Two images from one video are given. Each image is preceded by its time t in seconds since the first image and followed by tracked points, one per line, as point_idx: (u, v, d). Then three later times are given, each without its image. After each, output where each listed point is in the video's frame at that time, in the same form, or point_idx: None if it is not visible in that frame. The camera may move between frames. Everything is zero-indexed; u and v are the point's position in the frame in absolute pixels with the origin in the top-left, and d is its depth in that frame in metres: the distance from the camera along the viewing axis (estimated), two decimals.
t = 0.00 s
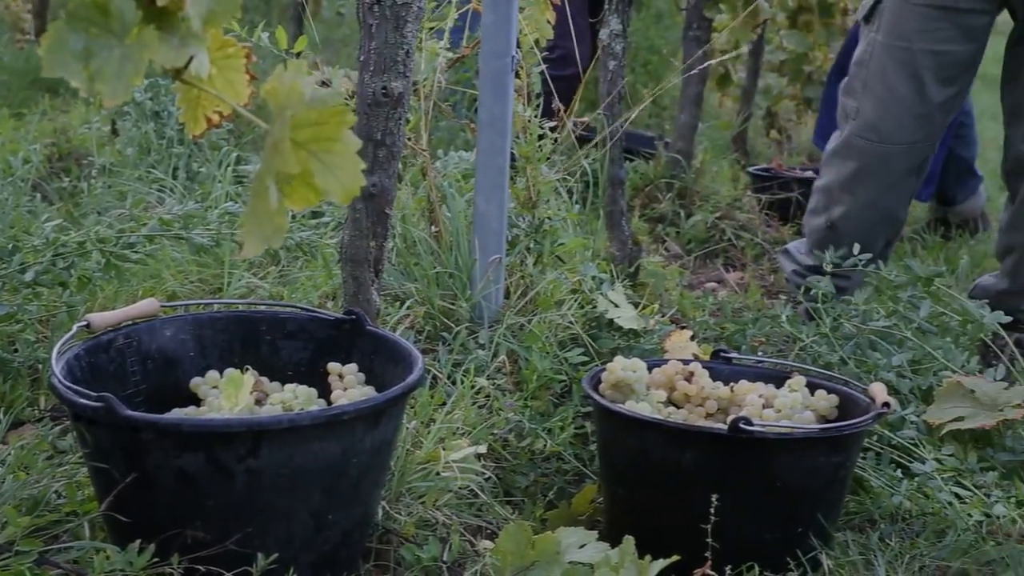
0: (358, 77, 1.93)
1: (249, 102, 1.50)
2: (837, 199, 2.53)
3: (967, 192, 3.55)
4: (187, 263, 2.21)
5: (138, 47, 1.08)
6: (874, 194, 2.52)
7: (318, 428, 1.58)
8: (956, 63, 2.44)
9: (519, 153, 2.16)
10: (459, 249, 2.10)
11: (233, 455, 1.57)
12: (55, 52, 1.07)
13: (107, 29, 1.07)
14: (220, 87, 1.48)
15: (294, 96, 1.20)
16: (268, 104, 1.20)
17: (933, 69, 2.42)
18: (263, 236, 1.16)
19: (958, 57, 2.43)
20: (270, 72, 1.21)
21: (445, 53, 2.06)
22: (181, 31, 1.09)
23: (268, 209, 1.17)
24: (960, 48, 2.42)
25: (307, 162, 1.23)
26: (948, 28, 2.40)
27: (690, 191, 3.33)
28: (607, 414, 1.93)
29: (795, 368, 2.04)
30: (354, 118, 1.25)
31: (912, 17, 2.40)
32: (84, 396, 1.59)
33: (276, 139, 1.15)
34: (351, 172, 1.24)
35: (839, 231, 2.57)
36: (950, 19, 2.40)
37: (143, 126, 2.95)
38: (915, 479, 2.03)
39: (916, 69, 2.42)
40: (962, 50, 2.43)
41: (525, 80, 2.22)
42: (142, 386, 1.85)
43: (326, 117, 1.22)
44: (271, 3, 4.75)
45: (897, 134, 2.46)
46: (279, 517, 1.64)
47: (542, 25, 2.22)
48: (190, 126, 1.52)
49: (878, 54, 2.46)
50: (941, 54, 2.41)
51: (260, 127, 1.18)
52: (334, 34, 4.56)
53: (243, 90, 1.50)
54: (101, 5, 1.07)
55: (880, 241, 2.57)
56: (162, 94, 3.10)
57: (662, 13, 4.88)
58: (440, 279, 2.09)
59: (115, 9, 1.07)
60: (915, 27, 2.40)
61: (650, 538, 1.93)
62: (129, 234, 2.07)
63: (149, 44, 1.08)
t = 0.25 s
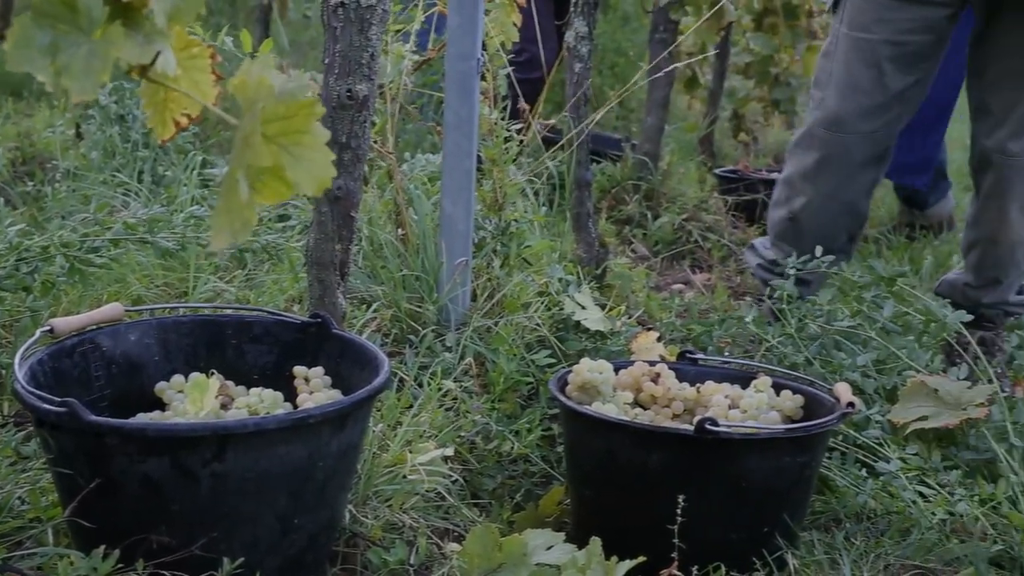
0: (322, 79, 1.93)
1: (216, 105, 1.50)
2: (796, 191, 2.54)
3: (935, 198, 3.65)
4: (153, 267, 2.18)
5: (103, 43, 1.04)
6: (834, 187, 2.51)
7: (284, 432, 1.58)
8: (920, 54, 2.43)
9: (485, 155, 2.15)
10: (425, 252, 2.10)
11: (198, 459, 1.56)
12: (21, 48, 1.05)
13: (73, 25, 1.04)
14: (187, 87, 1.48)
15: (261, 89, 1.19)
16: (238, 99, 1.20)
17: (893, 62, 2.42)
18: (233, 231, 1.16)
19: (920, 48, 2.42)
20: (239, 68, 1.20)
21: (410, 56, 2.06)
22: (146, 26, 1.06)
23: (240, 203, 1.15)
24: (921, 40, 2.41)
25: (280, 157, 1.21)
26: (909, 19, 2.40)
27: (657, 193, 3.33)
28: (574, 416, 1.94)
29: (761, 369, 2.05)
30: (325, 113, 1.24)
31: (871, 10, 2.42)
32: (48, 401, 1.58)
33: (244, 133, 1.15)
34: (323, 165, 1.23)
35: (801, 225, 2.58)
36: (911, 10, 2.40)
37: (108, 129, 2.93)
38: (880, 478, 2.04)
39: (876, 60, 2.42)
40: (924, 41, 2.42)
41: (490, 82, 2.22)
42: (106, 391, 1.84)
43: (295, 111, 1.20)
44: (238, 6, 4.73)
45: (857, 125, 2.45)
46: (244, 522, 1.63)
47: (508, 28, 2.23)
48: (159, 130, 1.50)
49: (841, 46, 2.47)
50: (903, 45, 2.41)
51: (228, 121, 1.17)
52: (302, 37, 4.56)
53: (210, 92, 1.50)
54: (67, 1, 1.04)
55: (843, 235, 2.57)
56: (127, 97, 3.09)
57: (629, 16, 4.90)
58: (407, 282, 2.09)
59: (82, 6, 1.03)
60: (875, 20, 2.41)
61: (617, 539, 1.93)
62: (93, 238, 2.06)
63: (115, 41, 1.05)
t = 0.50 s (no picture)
0: (284, 82, 1.92)
1: (173, 110, 1.50)
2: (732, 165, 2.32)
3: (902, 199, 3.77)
4: (115, 271, 2.18)
5: (55, 47, 1.04)
6: (773, 162, 2.29)
7: (246, 436, 1.57)
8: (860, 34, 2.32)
9: (447, 157, 2.14)
10: (388, 254, 2.09)
11: (160, 464, 1.55)
12: None
13: (24, 28, 1.04)
14: (143, 94, 1.49)
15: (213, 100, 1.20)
16: (191, 108, 1.21)
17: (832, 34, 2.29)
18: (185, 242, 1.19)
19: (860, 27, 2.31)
20: (192, 76, 1.22)
21: (372, 59, 2.06)
22: (99, 32, 1.07)
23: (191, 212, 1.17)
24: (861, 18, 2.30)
25: (230, 167, 1.21)
26: None
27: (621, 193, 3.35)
28: (538, 417, 1.94)
29: (723, 369, 2.06)
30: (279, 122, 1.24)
31: None
32: (6, 407, 1.57)
33: (196, 143, 1.18)
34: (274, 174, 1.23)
35: (740, 206, 2.35)
36: None
37: (68, 133, 2.91)
38: (842, 476, 2.05)
39: (814, 30, 2.27)
40: (860, 20, 2.31)
41: (451, 84, 2.22)
42: (66, 397, 1.83)
43: (248, 120, 1.21)
44: (200, 8, 4.71)
45: (801, 95, 2.27)
46: (207, 526, 1.63)
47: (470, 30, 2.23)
48: (115, 135, 1.51)
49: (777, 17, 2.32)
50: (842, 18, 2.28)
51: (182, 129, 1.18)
52: (264, 39, 4.54)
53: (167, 97, 1.50)
54: (19, 5, 1.04)
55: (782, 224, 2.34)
56: (87, 101, 3.08)
57: (593, 17, 4.92)
58: (370, 285, 2.09)
59: (33, 8, 1.02)
60: None
61: (580, 540, 1.94)
62: (53, 243, 2.04)
63: (67, 45, 1.05)
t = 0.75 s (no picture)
0: (249, 84, 1.92)
1: (136, 112, 1.50)
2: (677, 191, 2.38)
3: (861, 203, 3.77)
4: (80, 274, 2.14)
5: (15, 49, 1.06)
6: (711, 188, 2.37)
7: (212, 439, 1.56)
8: (785, 51, 2.33)
9: (414, 158, 2.16)
10: (355, 256, 2.08)
11: (126, 468, 1.54)
12: None
13: None
14: (105, 95, 1.48)
15: (177, 101, 1.20)
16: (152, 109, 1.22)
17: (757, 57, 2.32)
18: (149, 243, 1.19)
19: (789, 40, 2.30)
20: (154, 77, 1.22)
21: (338, 60, 2.06)
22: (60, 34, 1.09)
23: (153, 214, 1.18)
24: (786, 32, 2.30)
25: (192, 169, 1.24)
26: (772, 13, 2.30)
27: (589, 195, 3.36)
28: (506, 418, 1.94)
29: (691, 369, 2.07)
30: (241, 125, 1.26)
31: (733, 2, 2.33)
32: None
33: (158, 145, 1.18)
34: (237, 177, 1.25)
35: (683, 222, 2.40)
36: None
37: (31, 135, 2.89)
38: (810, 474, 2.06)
39: (738, 54, 2.31)
40: (791, 36, 2.32)
41: (417, 86, 2.22)
42: (31, 400, 1.82)
43: (210, 123, 1.23)
44: (167, 10, 4.68)
45: (737, 120, 2.32)
46: (173, 530, 1.61)
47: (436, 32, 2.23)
48: (77, 137, 1.50)
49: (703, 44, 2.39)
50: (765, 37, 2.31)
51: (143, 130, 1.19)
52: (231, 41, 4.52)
53: (130, 100, 1.50)
54: None
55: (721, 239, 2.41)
56: (50, 103, 3.05)
57: (561, 18, 4.92)
58: (338, 286, 2.09)
59: None
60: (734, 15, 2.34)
61: (548, 541, 1.94)
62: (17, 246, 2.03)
63: (26, 47, 1.07)
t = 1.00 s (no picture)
0: (207, 86, 1.90)
1: (92, 117, 1.48)
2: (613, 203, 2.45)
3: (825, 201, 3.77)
4: (38, 279, 2.15)
5: None
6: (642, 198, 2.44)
7: (172, 444, 1.53)
8: (700, 63, 2.33)
9: (375, 161, 2.18)
10: (316, 258, 2.08)
11: (84, 473, 1.50)
12: None
13: None
14: (60, 100, 1.45)
15: (131, 106, 1.17)
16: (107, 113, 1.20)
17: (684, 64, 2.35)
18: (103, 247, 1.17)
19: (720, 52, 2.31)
20: (111, 81, 1.20)
21: (298, 63, 2.06)
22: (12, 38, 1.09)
23: (106, 218, 1.16)
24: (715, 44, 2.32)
25: (147, 174, 1.21)
26: (684, 25, 2.30)
27: (552, 196, 3.37)
28: (468, 420, 1.94)
29: (652, 370, 2.07)
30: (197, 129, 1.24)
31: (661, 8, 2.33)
32: None
33: (112, 149, 1.15)
34: (191, 182, 1.23)
35: (623, 232, 2.47)
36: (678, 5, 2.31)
37: None
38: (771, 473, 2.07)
39: (652, 69, 2.35)
40: (707, 47, 2.33)
41: (378, 88, 2.23)
42: None
43: (166, 127, 1.20)
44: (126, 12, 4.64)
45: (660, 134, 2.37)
46: (133, 536, 1.58)
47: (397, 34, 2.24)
48: (30, 142, 1.48)
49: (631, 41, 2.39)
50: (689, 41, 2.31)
51: (96, 135, 1.17)
52: (192, 43, 4.48)
53: (86, 104, 1.48)
54: None
55: (667, 248, 2.49)
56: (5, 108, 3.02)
57: (523, 19, 4.93)
58: (299, 289, 2.08)
59: None
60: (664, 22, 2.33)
61: (511, 542, 1.94)
62: None
63: None
